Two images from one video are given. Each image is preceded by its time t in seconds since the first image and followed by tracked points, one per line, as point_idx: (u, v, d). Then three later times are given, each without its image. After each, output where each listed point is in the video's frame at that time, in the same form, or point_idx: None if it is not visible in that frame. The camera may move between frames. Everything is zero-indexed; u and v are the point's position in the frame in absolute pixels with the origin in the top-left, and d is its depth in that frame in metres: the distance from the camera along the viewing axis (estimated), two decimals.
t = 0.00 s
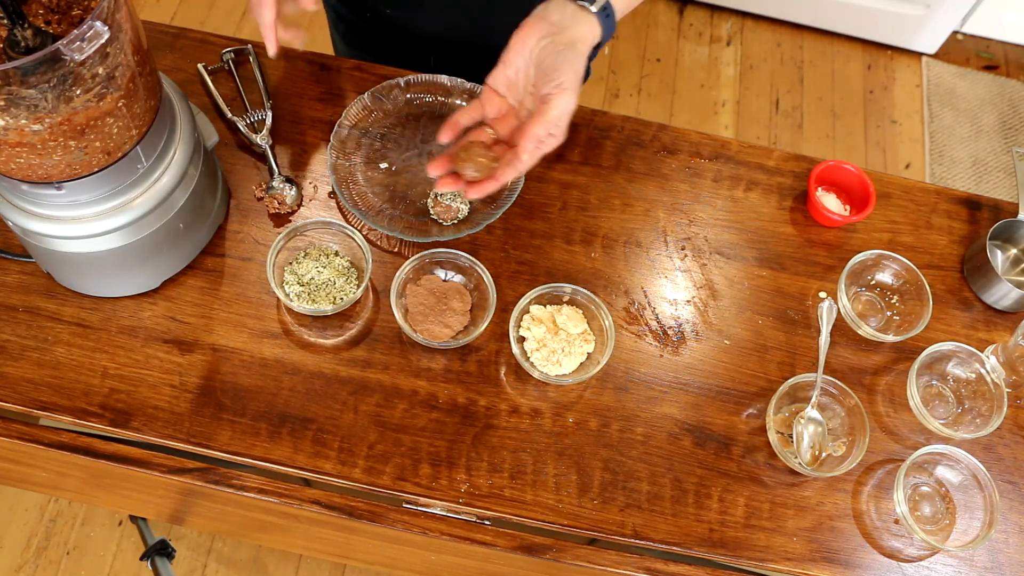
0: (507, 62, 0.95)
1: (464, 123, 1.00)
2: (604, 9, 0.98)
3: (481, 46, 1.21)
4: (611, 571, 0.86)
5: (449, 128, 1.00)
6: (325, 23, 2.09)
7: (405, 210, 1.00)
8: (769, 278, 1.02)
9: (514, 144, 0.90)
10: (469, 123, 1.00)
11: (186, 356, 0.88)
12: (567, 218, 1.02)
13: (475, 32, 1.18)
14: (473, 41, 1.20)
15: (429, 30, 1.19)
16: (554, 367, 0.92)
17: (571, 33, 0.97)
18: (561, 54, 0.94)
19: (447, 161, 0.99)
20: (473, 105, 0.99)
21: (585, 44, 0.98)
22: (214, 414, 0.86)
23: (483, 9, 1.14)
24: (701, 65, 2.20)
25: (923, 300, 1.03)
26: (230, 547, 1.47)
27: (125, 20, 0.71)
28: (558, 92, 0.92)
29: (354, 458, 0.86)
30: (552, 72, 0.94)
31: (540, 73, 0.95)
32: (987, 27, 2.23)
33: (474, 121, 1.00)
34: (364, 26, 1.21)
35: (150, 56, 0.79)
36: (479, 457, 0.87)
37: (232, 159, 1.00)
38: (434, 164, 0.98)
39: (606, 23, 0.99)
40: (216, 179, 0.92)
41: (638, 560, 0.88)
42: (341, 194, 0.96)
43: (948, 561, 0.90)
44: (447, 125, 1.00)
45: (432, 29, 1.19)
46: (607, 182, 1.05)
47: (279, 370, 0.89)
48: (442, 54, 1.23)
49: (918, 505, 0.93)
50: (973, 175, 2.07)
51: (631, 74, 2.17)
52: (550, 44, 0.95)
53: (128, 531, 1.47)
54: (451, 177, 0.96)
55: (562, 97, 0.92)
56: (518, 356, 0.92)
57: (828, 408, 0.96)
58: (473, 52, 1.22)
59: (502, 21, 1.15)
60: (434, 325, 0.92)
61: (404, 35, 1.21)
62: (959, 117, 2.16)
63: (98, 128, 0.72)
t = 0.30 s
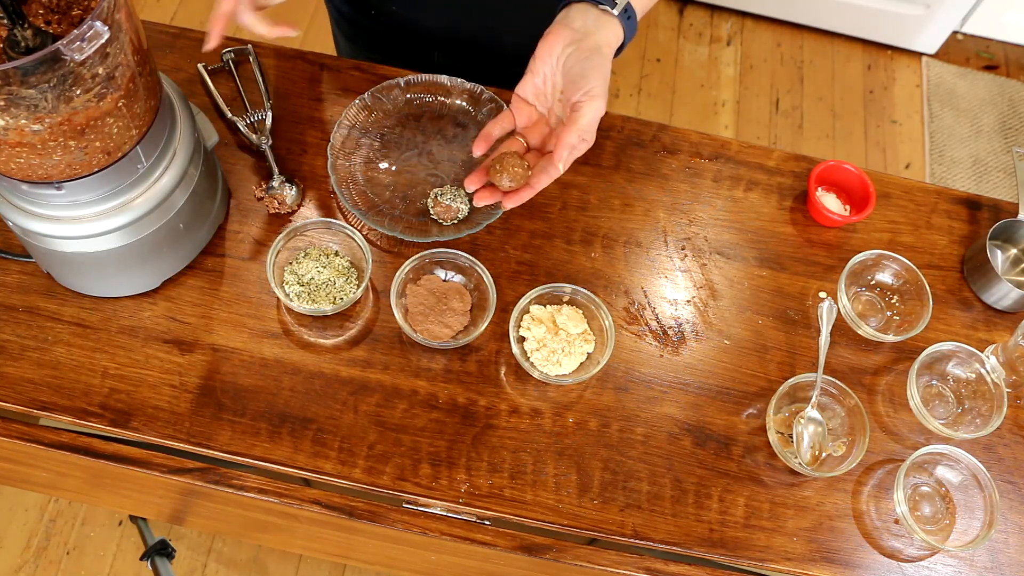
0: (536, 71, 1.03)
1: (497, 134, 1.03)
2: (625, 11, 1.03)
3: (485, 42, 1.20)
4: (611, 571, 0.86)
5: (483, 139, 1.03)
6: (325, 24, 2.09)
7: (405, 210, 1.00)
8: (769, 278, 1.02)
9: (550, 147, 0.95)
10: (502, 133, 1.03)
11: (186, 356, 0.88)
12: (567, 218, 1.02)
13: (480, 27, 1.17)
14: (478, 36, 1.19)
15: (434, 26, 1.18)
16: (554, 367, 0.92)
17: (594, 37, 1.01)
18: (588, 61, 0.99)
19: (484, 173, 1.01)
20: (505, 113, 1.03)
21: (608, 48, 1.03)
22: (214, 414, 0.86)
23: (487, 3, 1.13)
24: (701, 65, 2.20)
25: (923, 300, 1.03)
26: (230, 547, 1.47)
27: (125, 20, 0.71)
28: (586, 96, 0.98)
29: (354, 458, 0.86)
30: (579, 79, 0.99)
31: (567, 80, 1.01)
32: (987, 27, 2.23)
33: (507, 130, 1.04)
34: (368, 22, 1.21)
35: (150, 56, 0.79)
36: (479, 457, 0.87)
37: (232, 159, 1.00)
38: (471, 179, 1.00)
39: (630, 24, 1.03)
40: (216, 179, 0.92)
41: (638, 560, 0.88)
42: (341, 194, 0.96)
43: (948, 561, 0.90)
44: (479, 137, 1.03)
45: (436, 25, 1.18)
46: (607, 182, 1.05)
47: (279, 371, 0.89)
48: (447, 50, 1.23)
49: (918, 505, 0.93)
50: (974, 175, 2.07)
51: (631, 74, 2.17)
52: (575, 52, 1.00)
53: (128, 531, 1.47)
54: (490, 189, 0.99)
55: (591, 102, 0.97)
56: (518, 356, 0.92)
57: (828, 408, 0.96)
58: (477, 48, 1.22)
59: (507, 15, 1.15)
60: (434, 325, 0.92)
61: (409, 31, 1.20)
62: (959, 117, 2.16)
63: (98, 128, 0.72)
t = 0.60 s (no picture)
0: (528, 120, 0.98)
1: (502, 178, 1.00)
2: (607, 49, 0.92)
3: (487, 43, 1.20)
4: (611, 571, 0.86)
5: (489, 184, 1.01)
6: (325, 24, 2.09)
7: (405, 210, 1.00)
8: (769, 278, 1.02)
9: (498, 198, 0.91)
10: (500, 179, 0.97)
11: (186, 356, 0.88)
12: (567, 218, 1.02)
13: (480, 31, 1.17)
14: (479, 38, 1.19)
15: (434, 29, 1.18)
16: (554, 367, 0.92)
17: (573, 79, 0.92)
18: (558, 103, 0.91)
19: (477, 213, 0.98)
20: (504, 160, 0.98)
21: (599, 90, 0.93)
22: (214, 414, 0.86)
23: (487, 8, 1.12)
24: (701, 65, 2.20)
25: (923, 300, 1.03)
26: (230, 547, 1.47)
27: (125, 20, 0.71)
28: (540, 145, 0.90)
29: (354, 458, 0.86)
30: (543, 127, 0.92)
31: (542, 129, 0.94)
32: (987, 27, 2.23)
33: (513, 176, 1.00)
34: (369, 23, 1.21)
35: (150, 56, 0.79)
36: (479, 457, 0.87)
37: (232, 159, 1.00)
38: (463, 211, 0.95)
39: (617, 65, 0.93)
40: (215, 179, 0.92)
41: (638, 560, 0.88)
42: (341, 194, 0.96)
43: (948, 561, 0.90)
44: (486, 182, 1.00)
45: (438, 27, 1.18)
46: (607, 182, 1.05)
47: (279, 371, 0.89)
48: (449, 51, 1.23)
49: (917, 505, 0.93)
50: (974, 174, 2.07)
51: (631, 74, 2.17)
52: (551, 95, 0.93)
53: (128, 531, 1.47)
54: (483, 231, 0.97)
55: (544, 143, 0.88)
56: (518, 355, 0.92)
57: (828, 408, 0.96)
58: (479, 49, 1.21)
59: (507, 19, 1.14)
60: (434, 325, 0.92)
61: (410, 32, 1.20)
62: (959, 117, 2.16)
63: (98, 128, 0.72)
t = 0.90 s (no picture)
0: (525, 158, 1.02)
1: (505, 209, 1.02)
2: (591, 77, 0.96)
3: (482, 42, 1.19)
4: (611, 571, 0.86)
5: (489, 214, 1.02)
6: (325, 23, 2.09)
7: (405, 210, 1.00)
8: (769, 278, 1.02)
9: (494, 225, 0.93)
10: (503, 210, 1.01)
11: (186, 356, 0.88)
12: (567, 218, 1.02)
13: (475, 31, 1.17)
14: (473, 39, 1.19)
15: (428, 29, 1.18)
16: (554, 367, 0.92)
17: (555, 112, 0.97)
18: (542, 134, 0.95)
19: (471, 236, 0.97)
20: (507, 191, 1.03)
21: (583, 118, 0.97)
22: (214, 414, 0.86)
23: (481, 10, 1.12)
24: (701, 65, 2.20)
25: (923, 300, 1.03)
26: (230, 547, 1.47)
27: (125, 20, 0.71)
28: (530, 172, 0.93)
29: (354, 458, 0.86)
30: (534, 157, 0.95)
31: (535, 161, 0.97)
32: (987, 27, 2.23)
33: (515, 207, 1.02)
34: (365, 19, 1.21)
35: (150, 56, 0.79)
36: (479, 457, 0.87)
37: (232, 159, 1.00)
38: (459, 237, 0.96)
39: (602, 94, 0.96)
40: (216, 179, 0.92)
41: (638, 560, 0.88)
42: (341, 194, 0.96)
43: (948, 561, 0.90)
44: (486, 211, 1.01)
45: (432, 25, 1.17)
46: (607, 182, 1.05)
47: (279, 371, 0.89)
48: (443, 50, 1.23)
49: (917, 505, 0.93)
50: (974, 175, 2.07)
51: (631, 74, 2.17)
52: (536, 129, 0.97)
53: (128, 531, 1.47)
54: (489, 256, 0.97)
55: (530, 174, 0.92)
56: (518, 355, 0.92)
57: (828, 408, 0.96)
58: (474, 49, 1.21)
59: (502, 21, 1.14)
60: (434, 325, 0.92)
61: (406, 32, 1.20)
62: (959, 117, 2.16)
63: (98, 128, 0.72)
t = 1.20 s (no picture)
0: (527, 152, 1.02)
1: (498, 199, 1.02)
2: (609, 88, 0.96)
3: (483, 45, 1.19)
4: (611, 571, 0.86)
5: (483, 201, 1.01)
6: (324, 23, 2.09)
7: (405, 209, 1.00)
8: (769, 278, 1.02)
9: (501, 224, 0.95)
10: (503, 200, 1.01)
11: (186, 356, 0.88)
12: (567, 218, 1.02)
13: (475, 33, 1.17)
14: (473, 42, 1.19)
15: (428, 32, 1.18)
16: (554, 367, 0.92)
17: (574, 120, 0.97)
18: (561, 142, 0.96)
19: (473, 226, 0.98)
20: (507, 183, 1.03)
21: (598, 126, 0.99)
22: (214, 414, 0.86)
23: (480, 11, 1.12)
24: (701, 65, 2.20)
25: (923, 300, 1.03)
26: (230, 547, 1.47)
27: (125, 20, 0.71)
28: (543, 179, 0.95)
29: (354, 458, 0.86)
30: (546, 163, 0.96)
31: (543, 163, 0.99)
32: (987, 27, 2.23)
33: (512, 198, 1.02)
34: (365, 24, 1.22)
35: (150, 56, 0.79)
36: (479, 457, 0.87)
37: (232, 159, 1.00)
38: (460, 229, 0.97)
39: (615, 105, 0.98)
40: (216, 179, 0.92)
41: (638, 560, 0.88)
42: (341, 194, 0.96)
43: (948, 561, 0.90)
44: (479, 200, 1.01)
45: (432, 28, 1.17)
46: (607, 182, 1.05)
47: (279, 371, 0.89)
48: (443, 54, 1.23)
49: (917, 504, 0.93)
50: (974, 175, 2.07)
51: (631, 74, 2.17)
52: (553, 133, 0.98)
53: (128, 531, 1.47)
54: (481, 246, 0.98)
55: (547, 183, 0.94)
56: (518, 355, 0.92)
57: (828, 408, 0.96)
58: (474, 52, 1.21)
59: (501, 22, 1.14)
60: (434, 325, 0.92)
61: (406, 36, 1.20)
62: (959, 117, 2.16)
63: (98, 128, 0.72)
